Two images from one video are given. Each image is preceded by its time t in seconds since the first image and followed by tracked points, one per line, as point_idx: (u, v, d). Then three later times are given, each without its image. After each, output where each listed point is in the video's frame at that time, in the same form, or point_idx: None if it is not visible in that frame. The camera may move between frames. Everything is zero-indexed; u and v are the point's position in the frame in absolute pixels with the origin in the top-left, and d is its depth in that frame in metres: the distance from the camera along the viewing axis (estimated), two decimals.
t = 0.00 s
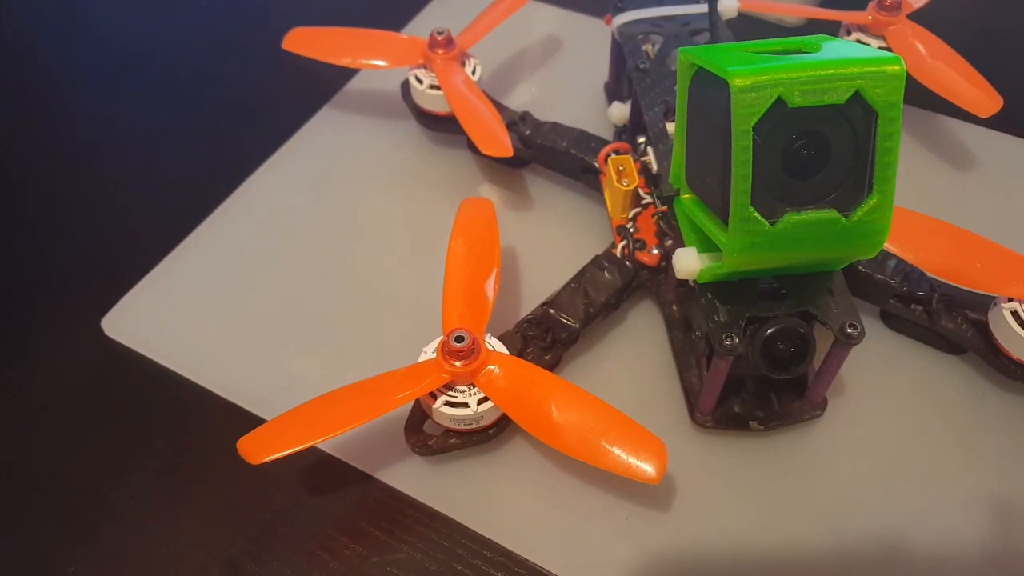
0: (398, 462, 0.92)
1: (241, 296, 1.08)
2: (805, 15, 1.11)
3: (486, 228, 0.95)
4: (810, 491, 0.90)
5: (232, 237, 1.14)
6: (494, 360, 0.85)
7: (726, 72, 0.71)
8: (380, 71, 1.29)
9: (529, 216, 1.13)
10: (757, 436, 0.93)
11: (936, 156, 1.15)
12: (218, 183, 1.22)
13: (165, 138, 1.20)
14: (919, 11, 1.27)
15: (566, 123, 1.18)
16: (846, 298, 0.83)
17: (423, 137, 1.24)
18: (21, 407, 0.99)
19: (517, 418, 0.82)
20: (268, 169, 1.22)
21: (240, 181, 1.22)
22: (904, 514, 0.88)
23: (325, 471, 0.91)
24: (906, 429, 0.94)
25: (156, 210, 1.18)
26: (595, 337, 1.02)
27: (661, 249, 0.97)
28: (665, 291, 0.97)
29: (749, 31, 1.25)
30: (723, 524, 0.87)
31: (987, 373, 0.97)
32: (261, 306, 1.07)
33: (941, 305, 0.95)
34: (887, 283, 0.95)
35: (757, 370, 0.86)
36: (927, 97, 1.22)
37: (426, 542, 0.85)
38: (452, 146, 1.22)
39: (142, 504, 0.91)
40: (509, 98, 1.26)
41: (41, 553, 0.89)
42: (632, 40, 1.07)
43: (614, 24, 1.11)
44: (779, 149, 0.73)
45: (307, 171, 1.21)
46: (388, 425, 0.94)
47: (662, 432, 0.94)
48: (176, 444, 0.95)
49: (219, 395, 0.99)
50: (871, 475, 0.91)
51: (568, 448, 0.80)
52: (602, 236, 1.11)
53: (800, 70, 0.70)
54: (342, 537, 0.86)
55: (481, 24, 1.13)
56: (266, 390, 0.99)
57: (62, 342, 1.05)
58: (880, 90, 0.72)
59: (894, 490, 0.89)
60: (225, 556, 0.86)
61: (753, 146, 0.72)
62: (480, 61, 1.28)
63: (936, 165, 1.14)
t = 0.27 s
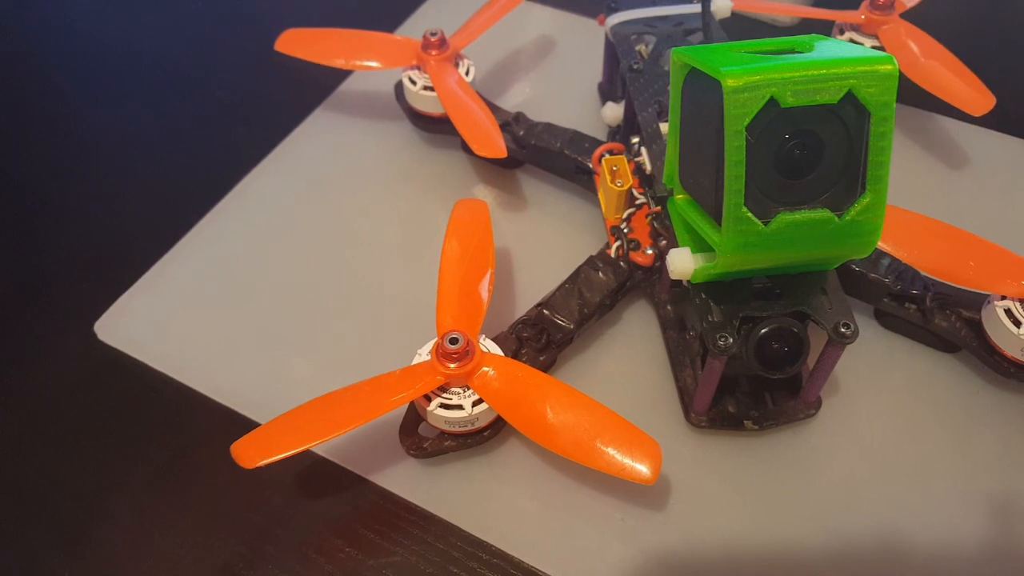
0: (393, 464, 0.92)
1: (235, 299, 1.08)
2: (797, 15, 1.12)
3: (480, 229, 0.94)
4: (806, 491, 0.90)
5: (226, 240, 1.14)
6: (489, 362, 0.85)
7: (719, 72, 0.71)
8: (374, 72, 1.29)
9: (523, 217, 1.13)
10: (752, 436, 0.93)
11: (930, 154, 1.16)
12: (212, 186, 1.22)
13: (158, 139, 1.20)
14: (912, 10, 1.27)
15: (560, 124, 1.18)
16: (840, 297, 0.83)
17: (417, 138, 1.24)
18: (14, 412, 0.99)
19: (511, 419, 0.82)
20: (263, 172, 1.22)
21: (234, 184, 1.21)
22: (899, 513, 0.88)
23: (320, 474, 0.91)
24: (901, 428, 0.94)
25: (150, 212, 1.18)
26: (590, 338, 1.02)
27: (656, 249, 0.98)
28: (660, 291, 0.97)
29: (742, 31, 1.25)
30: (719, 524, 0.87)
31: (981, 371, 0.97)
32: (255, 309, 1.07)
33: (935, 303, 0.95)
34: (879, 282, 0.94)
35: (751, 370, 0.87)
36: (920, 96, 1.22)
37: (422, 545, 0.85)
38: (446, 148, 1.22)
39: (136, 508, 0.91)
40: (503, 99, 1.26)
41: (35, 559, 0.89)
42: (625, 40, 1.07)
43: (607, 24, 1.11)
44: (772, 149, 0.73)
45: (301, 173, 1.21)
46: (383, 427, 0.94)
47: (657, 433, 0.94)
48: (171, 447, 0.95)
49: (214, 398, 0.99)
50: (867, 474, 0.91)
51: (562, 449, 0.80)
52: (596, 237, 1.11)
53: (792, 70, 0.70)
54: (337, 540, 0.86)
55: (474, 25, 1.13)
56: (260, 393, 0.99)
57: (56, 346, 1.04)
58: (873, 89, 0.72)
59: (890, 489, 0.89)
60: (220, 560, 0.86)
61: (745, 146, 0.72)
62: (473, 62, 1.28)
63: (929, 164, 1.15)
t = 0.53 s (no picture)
0: (384, 470, 0.92)
1: (223, 305, 1.07)
2: (782, 13, 1.12)
3: (468, 232, 0.94)
4: (797, 488, 0.90)
5: (213, 246, 1.13)
6: (478, 366, 0.84)
7: (703, 73, 0.71)
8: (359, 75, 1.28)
9: (511, 219, 1.13)
10: (743, 435, 0.93)
11: (916, 151, 1.16)
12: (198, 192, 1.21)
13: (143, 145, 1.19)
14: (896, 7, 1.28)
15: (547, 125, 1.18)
16: (827, 296, 0.83)
17: (404, 141, 1.23)
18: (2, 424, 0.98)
19: (501, 423, 0.82)
20: (249, 177, 1.21)
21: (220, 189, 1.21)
22: (890, 509, 0.88)
23: (311, 481, 0.90)
24: (890, 425, 0.94)
25: (136, 220, 1.17)
26: (580, 340, 1.02)
27: (644, 250, 0.97)
28: (649, 291, 0.97)
29: (728, 30, 1.26)
30: (711, 524, 0.87)
31: (969, 367, 0.98)
32: (244, 315, 1.06)
33: (923, 300, 0.95)
34: (867, 280, 0.95)
35: (741, 370, 0.87)
36: (905, 93, 1.22)
37: (414, 550, 0.85)
38: (433, 150, 1.21)
39: (126, 519, 0.90)
40: (490, 101, 1.25)
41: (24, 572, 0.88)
42: (611, 41, 1.07)
43: (592, 25, 1.10)
44: (757, 149, 0.74)
45: (288, 178, 1.20)
46: (373, 432, 0.94)
47: (649, 433, 0.94)
48: (160, 456, 0.94)
49: (203, 406, 0.98)
50: (857, 471, 0.91)
51: (553, 452, 0.80)
52: (585, 238, 1.10)
53: (776, 70, 0.70)
54: (329, 547, 0.85)
55: (460, 27, 1.13)
56: (249, 400, 0.98)
57: (42, 356, 1.04)
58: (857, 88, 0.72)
59: (881, 486, 0.90)
60: (211, 569, 0.86)
61: (731, 146, 0.72)
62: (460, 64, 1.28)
63: (915, 161, 1.15)
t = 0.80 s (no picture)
0: (376, 472, 0.91)
1: (213, 308, 1.07)
2: (772, 12, 1.12)
3: (460, 233, 0.94)
4: (789, 487, 0.90)
5: (204, 248, 1.13)
6: (470, 367, 0.84)
7: (693, 74, 0.71)
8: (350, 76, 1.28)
9: (503, 220, 1.13)
10: (736, 434, 0.93)
11: (905, 150, 1.16)
12: (187, 194, 1.20)
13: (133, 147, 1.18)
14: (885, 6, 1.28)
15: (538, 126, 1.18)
16: (818, 295, 0.83)
17: (395, 142, 1.23)
18: None
19: (493, 425, 0.82)
20: (240, 180, 1.20)
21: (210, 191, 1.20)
22: (881, 507, 0.88)
23: (302, 484, 0.90)
24: (882, 423, 0.94)
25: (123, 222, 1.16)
26: (572, 340, 1.02)
27: (636, 250, 0.97)
28: (641, 291, 0.97)
29: (718, 29, 1.26)
30: (704, 524, 0.87)
31: (960, 364, 0.98)
32: (235, 317, 1.06)
33: (914, 299, 0.95)
34: (859, 279, 0.95)
35: (733, 370, 0.87)
36: (895, 92, 1.23)
37: (406, 553, 0.85)
38: (424, 151, 1.21)
39: (116, 524, 0.90)
40: (481, 102, 1.25)
41: None
42: (601, 41, 1.07)
43: (582, 26, 1.10)
44: (748, 149, 0.74)
45: (278, 179, 1.20)
46: (365, 435, 0.93)
47: (641, 434, 0.94)
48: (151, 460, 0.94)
49: (193, 410, 0.98)
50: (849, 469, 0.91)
51: (545, 453, 0.80)
52: (577, 238, 1.10)
53: (766, 70, 0.70)
54: (321, 550, 0.85)
55: (450, 28, 1.12)
56: (240, 403, 0.98)
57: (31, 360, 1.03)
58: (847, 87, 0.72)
59: (872, 484, 0.90)
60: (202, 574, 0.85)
61: (721, 147, 0.72)
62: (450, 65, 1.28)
63: (905, 159, 1.15)
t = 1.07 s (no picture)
0: (370, 475, 0.91)
1: (206, 312, 1.06)
2: (764, 12, 1.12)
3: (453, 235, 0.94)
4: (784, 486, 0.90)
5: (196, 251, 1.12)
6: (464, 369, 0.84)
7: (684, 74, 0.71)
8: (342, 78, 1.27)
9: (496, 221, 1.12)
10: (730, 434, 0.93)
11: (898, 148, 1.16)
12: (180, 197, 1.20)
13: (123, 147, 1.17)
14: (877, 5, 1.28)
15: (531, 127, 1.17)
16: (811, 294, 0.83)
17: (388, 144, 1.22)
18: None
19: (487, 427, 0.82)
20: (232, 182, 1.20)
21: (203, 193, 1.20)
22: (876, 506, 0.88)
23: (296, 488, 0.89)
24: (876, 422, 0.94)
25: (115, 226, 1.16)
26: (566, 341, 1.02)
27: (629, 251, 0.97)
28: (635, 292, 0.97)
29: (710, 29, 1.26)
30: (699, 524, 0.87)
31: (954, 363, 0.98)
32: (228, 320, 1.05)
33: (907, 297, 0.95)
34: (852, 278, 0.95)
35: (727, 369, 0.87)
36: (887, 90, 1.23)
37: (401, 556, 0.85)
38: (417, 153, 1.21)
39: (110, 529, 0.90)
40: (474, 103, 1.25)
41: None
42: (594, 41, 1.07)
43: (574, 26, 1.10)
44: (740, 149, 0.73)
45: (271, 182, 1.20)
46: (359, 438, 0.93)
47: (636, 434, 0.94)
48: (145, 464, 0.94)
49: (186, 414, 0.97)
50: (844, 468, 0.91)
51: (540, 455, 0.79)
52: (571, 239, 1.10)
53: (757, 70, 0.70)
54: (316, 554, 0.85)
55: (442, 29, 1.12)
56: (233, 407, 0.98)
57: (24, 365, 1.02)
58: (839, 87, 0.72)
59: (867, 483, 0.90)
60: None
61: (713, 147, 0.72)
62: (443, 66, 1.27)
63: (898, 158, 1.15)
